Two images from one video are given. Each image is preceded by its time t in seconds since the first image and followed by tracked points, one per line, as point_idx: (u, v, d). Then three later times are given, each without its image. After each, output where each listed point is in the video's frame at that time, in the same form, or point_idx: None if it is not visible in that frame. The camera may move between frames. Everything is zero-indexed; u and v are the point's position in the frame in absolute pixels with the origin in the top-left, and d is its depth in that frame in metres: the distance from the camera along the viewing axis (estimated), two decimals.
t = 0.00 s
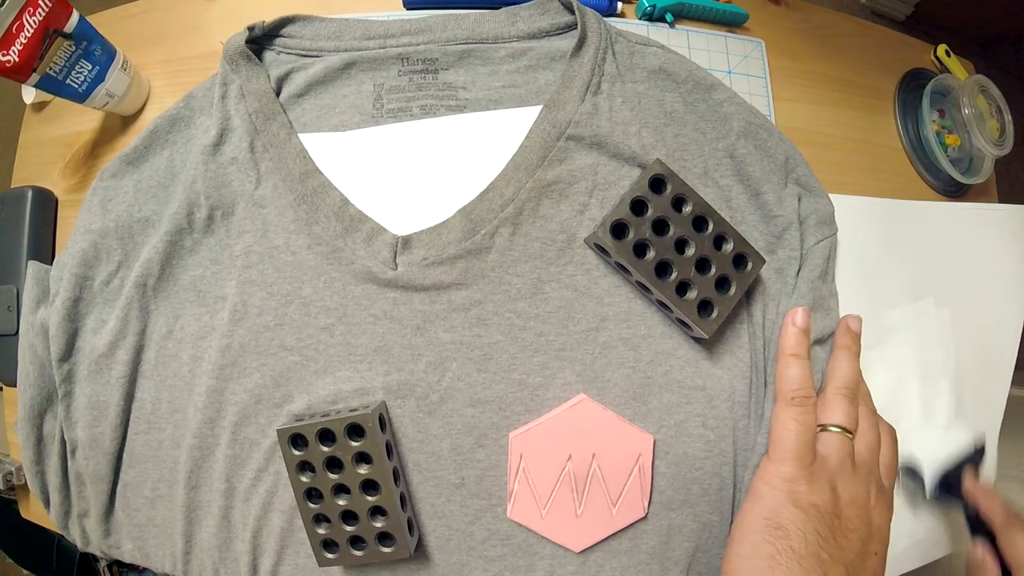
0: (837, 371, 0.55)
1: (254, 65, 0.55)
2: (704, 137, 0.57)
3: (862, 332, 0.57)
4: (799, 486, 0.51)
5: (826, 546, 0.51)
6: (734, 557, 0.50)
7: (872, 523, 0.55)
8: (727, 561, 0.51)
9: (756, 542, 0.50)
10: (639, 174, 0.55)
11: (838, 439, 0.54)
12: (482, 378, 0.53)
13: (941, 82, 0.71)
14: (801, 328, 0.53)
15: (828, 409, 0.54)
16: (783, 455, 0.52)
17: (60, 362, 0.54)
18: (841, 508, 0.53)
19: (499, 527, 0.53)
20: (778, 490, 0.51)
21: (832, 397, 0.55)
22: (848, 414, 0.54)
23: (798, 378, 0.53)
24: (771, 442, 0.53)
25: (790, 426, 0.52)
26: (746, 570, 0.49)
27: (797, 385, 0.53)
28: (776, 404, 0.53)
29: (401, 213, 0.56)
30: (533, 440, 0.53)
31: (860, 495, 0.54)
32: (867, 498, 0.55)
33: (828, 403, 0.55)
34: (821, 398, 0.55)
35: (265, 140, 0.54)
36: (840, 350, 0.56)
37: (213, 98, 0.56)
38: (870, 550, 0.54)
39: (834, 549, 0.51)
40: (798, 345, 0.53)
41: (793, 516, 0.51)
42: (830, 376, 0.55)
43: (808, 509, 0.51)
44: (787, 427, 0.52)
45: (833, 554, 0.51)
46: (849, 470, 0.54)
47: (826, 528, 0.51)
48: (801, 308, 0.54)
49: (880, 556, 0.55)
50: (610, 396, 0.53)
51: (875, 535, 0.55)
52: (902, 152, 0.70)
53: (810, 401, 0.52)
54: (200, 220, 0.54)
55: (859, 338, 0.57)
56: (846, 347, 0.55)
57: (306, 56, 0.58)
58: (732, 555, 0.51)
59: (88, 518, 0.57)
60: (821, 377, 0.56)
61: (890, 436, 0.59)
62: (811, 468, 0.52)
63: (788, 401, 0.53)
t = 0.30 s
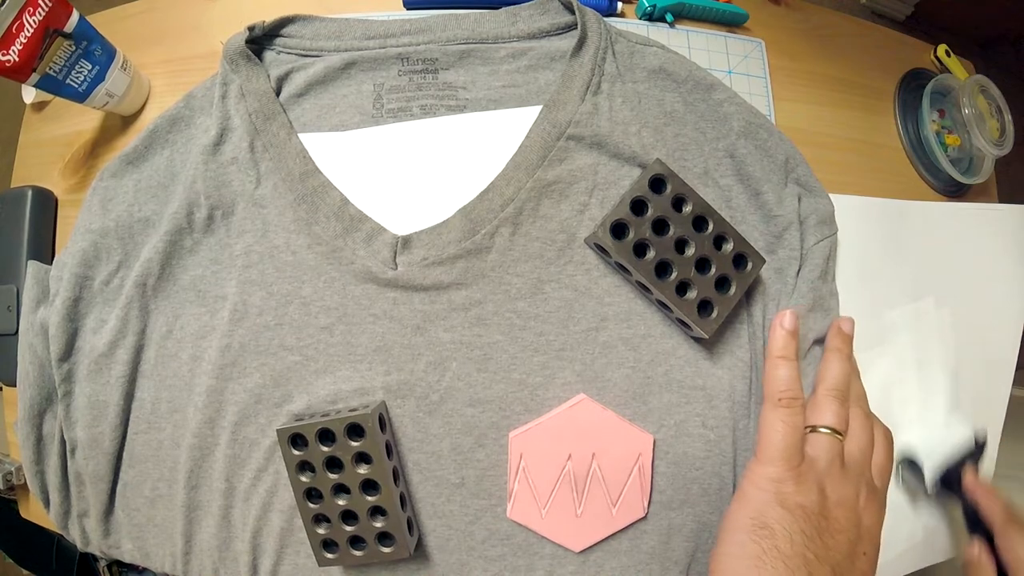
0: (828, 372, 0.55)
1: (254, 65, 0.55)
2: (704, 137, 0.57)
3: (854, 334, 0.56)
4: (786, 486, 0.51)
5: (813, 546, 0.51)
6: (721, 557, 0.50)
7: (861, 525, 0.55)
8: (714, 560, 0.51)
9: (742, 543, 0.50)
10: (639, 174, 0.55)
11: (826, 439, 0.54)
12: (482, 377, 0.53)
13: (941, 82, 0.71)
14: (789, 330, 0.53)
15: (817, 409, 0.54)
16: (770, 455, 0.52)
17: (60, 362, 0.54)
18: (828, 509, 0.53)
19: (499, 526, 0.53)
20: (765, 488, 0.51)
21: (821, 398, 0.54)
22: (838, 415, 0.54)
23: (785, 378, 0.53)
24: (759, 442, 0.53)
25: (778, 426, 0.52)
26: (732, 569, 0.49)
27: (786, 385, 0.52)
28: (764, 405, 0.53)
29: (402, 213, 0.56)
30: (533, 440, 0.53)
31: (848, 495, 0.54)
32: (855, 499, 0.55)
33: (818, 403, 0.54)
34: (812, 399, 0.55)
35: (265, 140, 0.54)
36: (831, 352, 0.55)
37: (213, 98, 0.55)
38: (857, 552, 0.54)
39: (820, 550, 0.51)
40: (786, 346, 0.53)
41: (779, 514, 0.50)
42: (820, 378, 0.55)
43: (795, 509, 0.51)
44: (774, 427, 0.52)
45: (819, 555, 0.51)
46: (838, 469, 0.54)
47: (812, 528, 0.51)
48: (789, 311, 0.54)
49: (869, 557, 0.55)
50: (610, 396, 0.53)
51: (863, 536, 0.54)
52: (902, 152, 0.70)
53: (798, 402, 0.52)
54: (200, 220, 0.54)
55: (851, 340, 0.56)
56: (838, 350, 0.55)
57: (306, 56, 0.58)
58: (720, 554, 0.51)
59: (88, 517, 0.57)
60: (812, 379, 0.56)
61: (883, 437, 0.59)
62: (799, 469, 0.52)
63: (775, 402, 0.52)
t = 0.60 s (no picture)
0: (828, 372, 0.55)
1: (254, 65, 0.55)
2: (704, 137, 0.57)
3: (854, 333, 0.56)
4: (785, 486, 0.51)
5: (813, 547, 0.51)
6: (721, 558, 0.50)
7: (862, 525, 0.55)
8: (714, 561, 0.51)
9: (741, 543, 0.50)
10: (639, 174, 0.55)
11: (827, 439, 0.54)
12: (482, 378, 0.53)
13: (941, 82, 0.71)
14: (789, 330, 0.53)
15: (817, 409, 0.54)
16: (770, 454, 0.52)
17: (60, 362, 0.54)
18: (829, 509, 0.53)
19: (499, 527, 0.53)
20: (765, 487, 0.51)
21: (822, 398, 0.54)
22: (837, 415, 0.54)
23: (786, 378, 0.53)
24: (759, 443, 0.53)
25: (777, 425, 0.52)
26: (731, 570, 0.49)
27: (786, 385, 0.53)
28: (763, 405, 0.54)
29: (402, 213, 0.56)
30: (533, 440, 0.53)
31: (849, 495, 0.54)
32: (855, 500, 0.54)
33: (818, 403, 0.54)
34: (812, 399, 0.55)
35: (265, 140, 0.54)
36: (831, 352, 0.55)
37: (213, 98, 0.55)
38: (857, 552, 0.54)
39: (820, 551, 0.51)
40: (786, 346, 0.53)
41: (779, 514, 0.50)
42: (820, 378, 0.55)
43: (795, 510, 0.51)
44: (774, 426, 0.52)
45: (820, 557, 0.50)
46: (837, 470, 0.54)
47: (812, 529, 0.51)
48: (790, 311, 0.54)
49: (869, 558, 0.55)
50: (610, 395, 0.53)
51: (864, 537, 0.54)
52: (902, 152, 0.70)
53: (798, 401, 0.53)
54: (200, 220, 0.54)
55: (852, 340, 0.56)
56: (838, 349, 0.55)
57: (306, 56, 0.58)
58: (719, 555, 0.51)
59: (88, 518, 0.57)
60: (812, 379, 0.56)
61: (884, 437, 0.59)
62: (799, 469, 0.52)
63: (775, 402, 0.53)
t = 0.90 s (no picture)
0: (832, 379, 0.54)
1: (253, 65, 0.55)
2: (704, 137, 0.57)
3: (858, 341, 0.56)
4: (786, 497, 0.50)
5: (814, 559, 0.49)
6: (718, 567, 0.49)
7: (861, 536, 0.54)
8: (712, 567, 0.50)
9: (739, 552, 0.49)
10: (639, 174, 0.55)
11: (828, 447, 0.53)
12: (482, 378, 0.53)
13: (941, 82, 0.71)
14: (796, 337, 0.52)
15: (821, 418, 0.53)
16: (772, 464, 0.51)
17: (60, 362, 0.54)
18: (830, 521, 0.52)
19: (499, 527, 0.53)
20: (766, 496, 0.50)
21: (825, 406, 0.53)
22: (839, 423, 0.53)
23: (794, 387, 0.52)
24: (762, 452, 0.51)
25: (780, 434, 0.51)
26: None
27: (792, 394, 0.51)
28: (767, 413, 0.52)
29: (401, 213, 0.56)
30: (533, 441, 0.53)
31: (850, 506, 0.53)
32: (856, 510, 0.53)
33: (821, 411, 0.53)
34: (815, 407, 0.54)
35: (265, 140, 0.54)
36: (835, 359, 0.55)
37: (213, 98, 0.55)
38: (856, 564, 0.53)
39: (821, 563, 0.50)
40: (792, 355, 0.52)
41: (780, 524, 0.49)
42: (824, 385, 0.55)
43: (796, 521, 0.50)
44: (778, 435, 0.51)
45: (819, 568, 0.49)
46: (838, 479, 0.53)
47: (814, 540, 0.50)
48: (797, 319, 0.52)
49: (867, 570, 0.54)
50: (610, 396, 0.53)
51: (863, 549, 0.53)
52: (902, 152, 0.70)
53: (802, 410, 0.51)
54: (200, 221, 0.54)
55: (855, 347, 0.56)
56: (843, 356, 0.55)
57: (306, 57, 0.58)
58: (717, 562, 0.50)
59: (88, 518, 0.57)
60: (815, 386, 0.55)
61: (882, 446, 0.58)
62: (800, 479, 0.51)
63: (782, 411, 0.51)
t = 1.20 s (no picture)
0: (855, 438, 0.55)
1: (253, 65, 0.55)
2: (704, 137, 0.57)
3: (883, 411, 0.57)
4: (783, 547, 0.51)
5: None
6: None
7: None
8: None
9: None
10: (639, 174, 0.55)
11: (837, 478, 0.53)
12: (482, 377, 0.53)
13: (941, 82, 0.71)
14: (829, 396, 0.52)
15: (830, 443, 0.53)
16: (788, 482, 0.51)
17: (60, 362, 0.54)
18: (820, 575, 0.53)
19: (499, 527, 0.53)
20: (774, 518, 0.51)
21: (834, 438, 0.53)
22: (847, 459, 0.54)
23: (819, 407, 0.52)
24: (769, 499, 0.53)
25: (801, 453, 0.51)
26: None
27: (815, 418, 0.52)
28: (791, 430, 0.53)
29: (402, 213, 0.56)
30: (533, 441, 0.53)
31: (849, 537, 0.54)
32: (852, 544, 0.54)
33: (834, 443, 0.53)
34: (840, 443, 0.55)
35: (265, 140, 0.54)
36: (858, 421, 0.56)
37: (213, 98, 0.55)
38: None
39: None
40: (822, 413, 0.52)
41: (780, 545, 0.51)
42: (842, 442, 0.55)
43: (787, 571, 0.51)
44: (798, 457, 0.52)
45: None
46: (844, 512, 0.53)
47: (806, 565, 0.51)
48: (833, 376, 0.53)
49: None
50: (610, 395, 0.53)
51: None
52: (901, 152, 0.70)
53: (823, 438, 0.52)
54: (200, 221, 0.54)
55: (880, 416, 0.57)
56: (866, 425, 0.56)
57: (306, 56, 0.58)
58: None
59: (88, 519, 0.57)
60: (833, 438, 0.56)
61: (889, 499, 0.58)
62: (800, 533, 0.52)
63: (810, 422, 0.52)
